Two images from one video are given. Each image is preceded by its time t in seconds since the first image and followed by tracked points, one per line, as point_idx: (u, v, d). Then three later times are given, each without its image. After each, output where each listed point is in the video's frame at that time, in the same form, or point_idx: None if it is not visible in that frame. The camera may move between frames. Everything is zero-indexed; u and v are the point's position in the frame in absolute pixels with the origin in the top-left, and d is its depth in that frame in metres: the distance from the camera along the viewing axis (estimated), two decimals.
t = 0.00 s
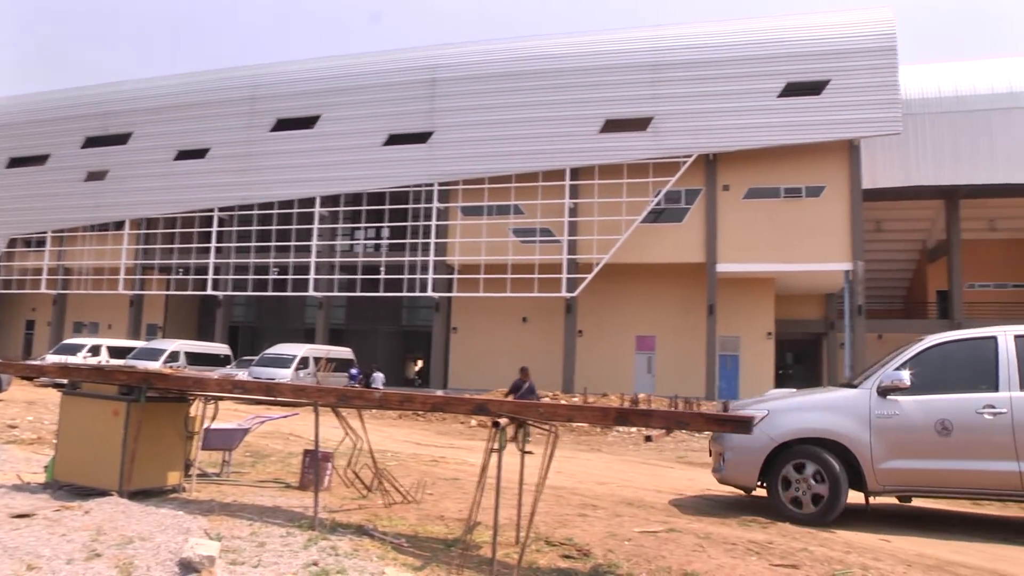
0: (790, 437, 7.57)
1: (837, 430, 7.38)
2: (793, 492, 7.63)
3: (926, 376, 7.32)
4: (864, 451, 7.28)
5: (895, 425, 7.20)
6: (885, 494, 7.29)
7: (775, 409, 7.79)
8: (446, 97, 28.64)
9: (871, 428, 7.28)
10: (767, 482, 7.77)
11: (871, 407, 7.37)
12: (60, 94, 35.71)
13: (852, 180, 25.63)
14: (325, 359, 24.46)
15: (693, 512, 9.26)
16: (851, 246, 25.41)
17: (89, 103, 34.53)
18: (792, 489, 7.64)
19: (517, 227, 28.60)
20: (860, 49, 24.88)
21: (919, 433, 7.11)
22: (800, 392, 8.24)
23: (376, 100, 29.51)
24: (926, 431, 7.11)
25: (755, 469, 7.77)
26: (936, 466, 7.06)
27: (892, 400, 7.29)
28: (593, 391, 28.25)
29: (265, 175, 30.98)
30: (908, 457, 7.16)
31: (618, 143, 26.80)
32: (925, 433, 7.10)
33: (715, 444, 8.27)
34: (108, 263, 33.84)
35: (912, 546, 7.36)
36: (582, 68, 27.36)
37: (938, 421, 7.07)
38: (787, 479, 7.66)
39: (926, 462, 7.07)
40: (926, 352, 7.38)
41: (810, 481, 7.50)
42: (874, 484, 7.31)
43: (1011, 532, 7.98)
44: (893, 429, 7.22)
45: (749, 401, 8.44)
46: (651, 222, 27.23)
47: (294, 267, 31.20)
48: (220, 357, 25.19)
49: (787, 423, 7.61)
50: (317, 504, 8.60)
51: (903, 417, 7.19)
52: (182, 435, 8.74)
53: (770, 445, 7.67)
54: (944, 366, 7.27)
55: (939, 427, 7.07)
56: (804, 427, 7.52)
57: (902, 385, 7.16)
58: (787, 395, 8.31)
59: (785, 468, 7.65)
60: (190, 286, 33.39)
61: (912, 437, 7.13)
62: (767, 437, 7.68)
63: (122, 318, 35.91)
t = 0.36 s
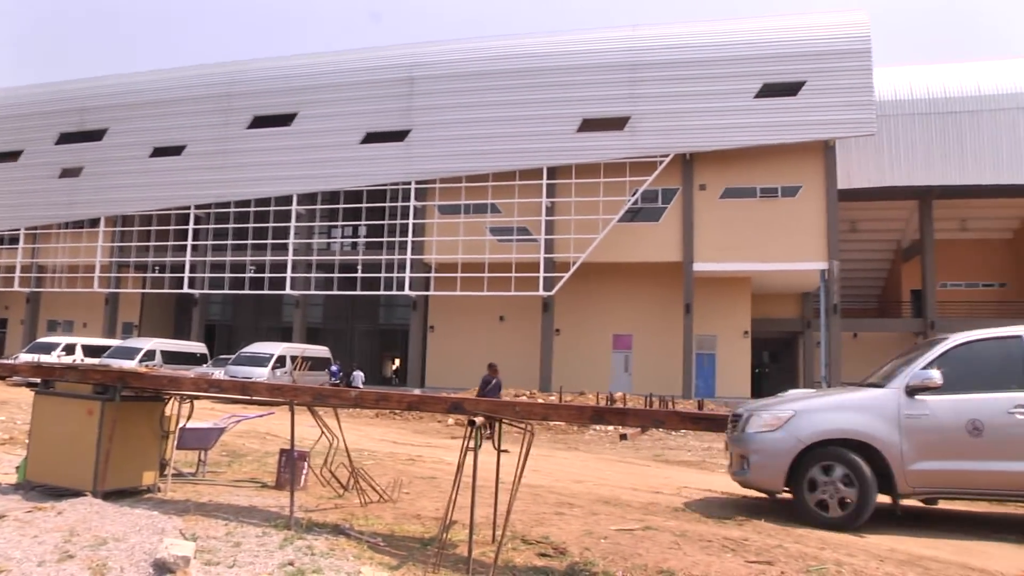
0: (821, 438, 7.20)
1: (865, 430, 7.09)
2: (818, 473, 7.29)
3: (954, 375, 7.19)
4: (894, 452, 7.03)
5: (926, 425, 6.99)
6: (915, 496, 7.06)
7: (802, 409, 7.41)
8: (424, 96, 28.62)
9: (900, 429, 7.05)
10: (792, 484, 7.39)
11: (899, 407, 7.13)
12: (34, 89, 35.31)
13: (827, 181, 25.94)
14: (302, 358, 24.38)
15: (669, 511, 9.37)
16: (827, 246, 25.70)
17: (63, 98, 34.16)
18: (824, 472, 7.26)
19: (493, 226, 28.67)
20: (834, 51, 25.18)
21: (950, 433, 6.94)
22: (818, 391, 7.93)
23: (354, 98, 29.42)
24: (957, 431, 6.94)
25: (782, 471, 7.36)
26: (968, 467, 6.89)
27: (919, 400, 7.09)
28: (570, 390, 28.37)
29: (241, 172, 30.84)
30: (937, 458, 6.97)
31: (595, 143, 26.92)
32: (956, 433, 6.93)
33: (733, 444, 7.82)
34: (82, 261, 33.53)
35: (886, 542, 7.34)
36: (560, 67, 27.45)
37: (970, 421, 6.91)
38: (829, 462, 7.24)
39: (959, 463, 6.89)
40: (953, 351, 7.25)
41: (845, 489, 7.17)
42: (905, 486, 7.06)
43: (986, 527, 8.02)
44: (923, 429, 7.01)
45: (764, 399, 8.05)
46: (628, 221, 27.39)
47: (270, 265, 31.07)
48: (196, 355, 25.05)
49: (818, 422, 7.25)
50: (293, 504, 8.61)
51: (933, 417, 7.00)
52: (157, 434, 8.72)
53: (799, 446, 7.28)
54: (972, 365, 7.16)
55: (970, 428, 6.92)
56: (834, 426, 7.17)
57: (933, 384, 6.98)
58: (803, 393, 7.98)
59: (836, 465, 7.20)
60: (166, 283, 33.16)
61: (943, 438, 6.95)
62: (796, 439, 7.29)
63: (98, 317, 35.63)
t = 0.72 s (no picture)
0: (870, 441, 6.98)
1: (917, 433, 6.92)
2: (895, 481, 6.98)
3: (999, 377, 7.10)
4: (945, 455, 6.89)
5: (977, 427, 6.88)
6: (965, 501, 6.95)
7: (848, 412, 7.20)
8: (412, 96, 28.61)
9: (950, 431, 6.92)
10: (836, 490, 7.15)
11: (946, 409, 7.01)
12: (20, 87, 35.08)
13: (814, 182, 26.16)
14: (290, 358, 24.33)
15: (656, 511, 9.43)
16: (814, 246, 25.87)
17: (49, 97, 33.95)
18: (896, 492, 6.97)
19: (482, 226, 28.68)
20: (820, 53, 25.35)
21: (1001, 436, 6.84)
22: (857, 395, 7.73)
23: (342, 98, 29.37)
24: (1008, 434, 6.85)
25: (829, 477, 7.12)
26: (1019, 470, 6.81)
27: (967, 402, 6.99)
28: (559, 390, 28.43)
29: (229, 171, 30.76)
30: (989, 461, 6.86)
31: (583, 143, 26.99)
32: (1007, 435, 6.84)
33: (773, 450, 7.56)
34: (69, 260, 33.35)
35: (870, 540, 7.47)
36: (548, 68, 27.49)
37: (1019, 423, 6.84)
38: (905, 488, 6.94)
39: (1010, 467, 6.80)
40: (998, 353, 7.17)
41: (870, 505, 7.06)
42: (954, 491, 6.93)
43: (971, 524, 8.10)
44: (973, 432, 6.89)
45: (802, 404, 7.81)
46: (616, 221, 27.48)
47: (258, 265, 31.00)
48: (183, 355, 24.97)
49: (864, 426, 7.05)
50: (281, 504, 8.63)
51: (982, 419, 6.89)
52: (144, 434, 8.72)
53: (847, 450, 7.05)
54: (1017, 368, 7.10)
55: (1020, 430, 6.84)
56: (883, 429, 6.97)
57: (984, 387, 6.84)
58: (842, 397, 7.78)
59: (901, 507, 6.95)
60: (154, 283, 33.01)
61: (994, 440, 6.84)
62: (843, 442, 7.06)
63: (85, 317, 35.44)
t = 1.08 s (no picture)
0: (935, 444, 6.77)
1: (983, 436, 6.73)
2: (960, 509, 6.77)
3: None
4: (1014, 459, 6.72)
5: None
6: None
7: (910, 413, 6.98)
8: (411, 96, 28.60)
9: (1018, 433, 6.75)
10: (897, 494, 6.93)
11: (1011, 410, 6.84)
12: (18, 87, 35.03)
13: (813, 182, 26.18)
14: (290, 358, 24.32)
15: (655, 511, 9.43)
16: (813, 246, 25.89)
17: (48, 97, 33.91)
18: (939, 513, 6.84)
19: (481, 226, 28.67)
20: (820, 53, 25.37)
21: None
22: (908, 393, 7.53)
23: (341, 98, 29.36)
24: None
25: (891, 480, 6.90)
26: None
27: None
28: (558, 389, 28.43)
29: (228, 171, 30.74)
30: None
31: (582, 143, 26.99)
32: None
33: (828, 451, 7.30)
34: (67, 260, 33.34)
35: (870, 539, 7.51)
36: (547, 68, 27.48)
37: None
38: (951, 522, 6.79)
39: None
40: None
41: (926, 493, 6.87)
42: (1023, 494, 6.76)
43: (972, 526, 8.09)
44: None
45: (853, 403, 7.56)
46: (615, 221, 27.46)
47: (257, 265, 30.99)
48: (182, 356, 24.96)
49: (927, 428, 6.84)
50: (281, 505, 8.62)
51: None
52: (143, 435, 8.71)
53: (911, 453, 6.83)
54: None
55: None
56: (948, 431, 6.77)
57: None
58: (894, 396, 7.56)
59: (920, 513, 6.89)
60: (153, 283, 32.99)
61: None
62: (907, 445, 6.84)
63: (84, 317, 35.41)
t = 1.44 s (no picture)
0: (1003, 446, 6.57)
1: None
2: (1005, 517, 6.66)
3: None
4: None
5: None
6: None
7: (972, 415, 6.79)
8: (412, 96, 28.61)
9: None
10: (961, 498, 6.71)
11: None
12: (20, 87, 35.04)
13: (814, 182, 26.18)
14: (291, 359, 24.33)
15: (657, 511, 9.41)
16: (814, 246, 25.89)
17: (49, 97, 33.92)
18: (993, 503, 6.67)
19: (482, 226, 28.68)
20: (821, 53, 25.36)
21: None
22: (961, 394, 7.34)
23: (343, 98, 29.36)
24: None
25: (955, 484, 6.69)
26: None
27: None
28: (559, 390, 28.41)
29: (229, 172, 30.76)
30: None
31: (584, 143, 26.98)
32: None
33: (886, 454, 7.03)
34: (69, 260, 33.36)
35: (871, 540, 7.53)
36: (549, 68, 27.47)
37: None
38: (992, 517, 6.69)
39: None
40: None
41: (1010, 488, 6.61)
42: None
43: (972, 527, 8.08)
44: None
45: (906, 404, 7.35)
46: (616, 222, 27.45)
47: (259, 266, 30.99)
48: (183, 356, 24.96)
49: (993, 430, 6.65)
50: (282, 505, 8.61)
51: None
52: (145, 435, 8.72)
53: (978, 457, 6.63)
54: None
55: None
56: (1015, 434, 6.59)
57: None
58: (946, 396, 7.36)
59: (980, 488, 6.68)
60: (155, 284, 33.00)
61: None
62: (972, 448, 6.64)
63: (85, 317, 35.44)
